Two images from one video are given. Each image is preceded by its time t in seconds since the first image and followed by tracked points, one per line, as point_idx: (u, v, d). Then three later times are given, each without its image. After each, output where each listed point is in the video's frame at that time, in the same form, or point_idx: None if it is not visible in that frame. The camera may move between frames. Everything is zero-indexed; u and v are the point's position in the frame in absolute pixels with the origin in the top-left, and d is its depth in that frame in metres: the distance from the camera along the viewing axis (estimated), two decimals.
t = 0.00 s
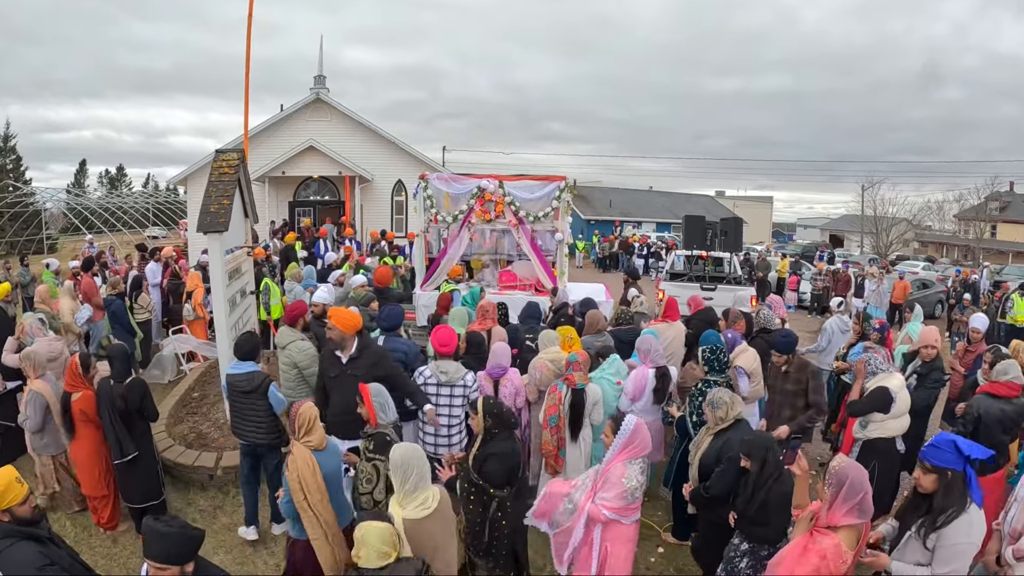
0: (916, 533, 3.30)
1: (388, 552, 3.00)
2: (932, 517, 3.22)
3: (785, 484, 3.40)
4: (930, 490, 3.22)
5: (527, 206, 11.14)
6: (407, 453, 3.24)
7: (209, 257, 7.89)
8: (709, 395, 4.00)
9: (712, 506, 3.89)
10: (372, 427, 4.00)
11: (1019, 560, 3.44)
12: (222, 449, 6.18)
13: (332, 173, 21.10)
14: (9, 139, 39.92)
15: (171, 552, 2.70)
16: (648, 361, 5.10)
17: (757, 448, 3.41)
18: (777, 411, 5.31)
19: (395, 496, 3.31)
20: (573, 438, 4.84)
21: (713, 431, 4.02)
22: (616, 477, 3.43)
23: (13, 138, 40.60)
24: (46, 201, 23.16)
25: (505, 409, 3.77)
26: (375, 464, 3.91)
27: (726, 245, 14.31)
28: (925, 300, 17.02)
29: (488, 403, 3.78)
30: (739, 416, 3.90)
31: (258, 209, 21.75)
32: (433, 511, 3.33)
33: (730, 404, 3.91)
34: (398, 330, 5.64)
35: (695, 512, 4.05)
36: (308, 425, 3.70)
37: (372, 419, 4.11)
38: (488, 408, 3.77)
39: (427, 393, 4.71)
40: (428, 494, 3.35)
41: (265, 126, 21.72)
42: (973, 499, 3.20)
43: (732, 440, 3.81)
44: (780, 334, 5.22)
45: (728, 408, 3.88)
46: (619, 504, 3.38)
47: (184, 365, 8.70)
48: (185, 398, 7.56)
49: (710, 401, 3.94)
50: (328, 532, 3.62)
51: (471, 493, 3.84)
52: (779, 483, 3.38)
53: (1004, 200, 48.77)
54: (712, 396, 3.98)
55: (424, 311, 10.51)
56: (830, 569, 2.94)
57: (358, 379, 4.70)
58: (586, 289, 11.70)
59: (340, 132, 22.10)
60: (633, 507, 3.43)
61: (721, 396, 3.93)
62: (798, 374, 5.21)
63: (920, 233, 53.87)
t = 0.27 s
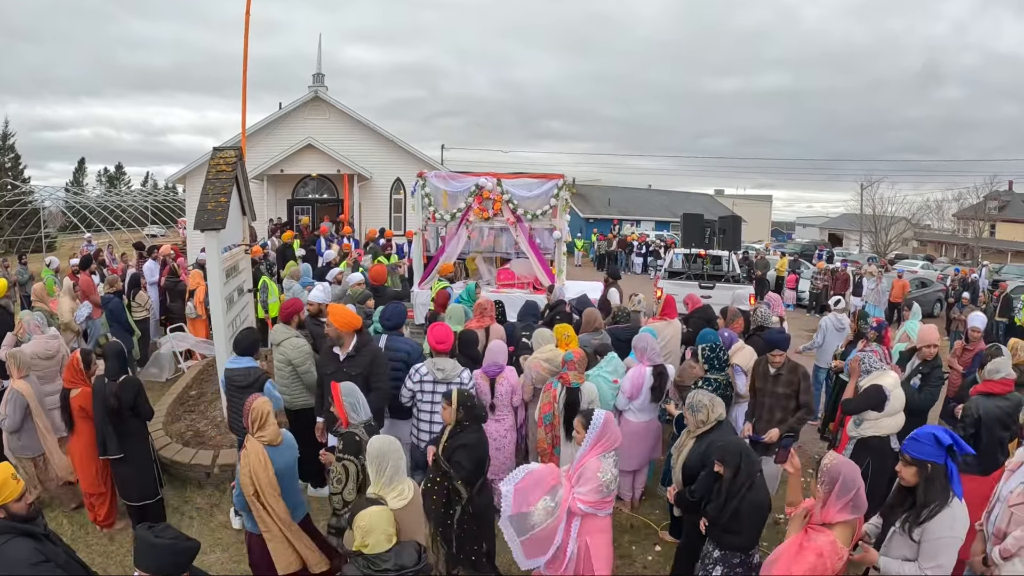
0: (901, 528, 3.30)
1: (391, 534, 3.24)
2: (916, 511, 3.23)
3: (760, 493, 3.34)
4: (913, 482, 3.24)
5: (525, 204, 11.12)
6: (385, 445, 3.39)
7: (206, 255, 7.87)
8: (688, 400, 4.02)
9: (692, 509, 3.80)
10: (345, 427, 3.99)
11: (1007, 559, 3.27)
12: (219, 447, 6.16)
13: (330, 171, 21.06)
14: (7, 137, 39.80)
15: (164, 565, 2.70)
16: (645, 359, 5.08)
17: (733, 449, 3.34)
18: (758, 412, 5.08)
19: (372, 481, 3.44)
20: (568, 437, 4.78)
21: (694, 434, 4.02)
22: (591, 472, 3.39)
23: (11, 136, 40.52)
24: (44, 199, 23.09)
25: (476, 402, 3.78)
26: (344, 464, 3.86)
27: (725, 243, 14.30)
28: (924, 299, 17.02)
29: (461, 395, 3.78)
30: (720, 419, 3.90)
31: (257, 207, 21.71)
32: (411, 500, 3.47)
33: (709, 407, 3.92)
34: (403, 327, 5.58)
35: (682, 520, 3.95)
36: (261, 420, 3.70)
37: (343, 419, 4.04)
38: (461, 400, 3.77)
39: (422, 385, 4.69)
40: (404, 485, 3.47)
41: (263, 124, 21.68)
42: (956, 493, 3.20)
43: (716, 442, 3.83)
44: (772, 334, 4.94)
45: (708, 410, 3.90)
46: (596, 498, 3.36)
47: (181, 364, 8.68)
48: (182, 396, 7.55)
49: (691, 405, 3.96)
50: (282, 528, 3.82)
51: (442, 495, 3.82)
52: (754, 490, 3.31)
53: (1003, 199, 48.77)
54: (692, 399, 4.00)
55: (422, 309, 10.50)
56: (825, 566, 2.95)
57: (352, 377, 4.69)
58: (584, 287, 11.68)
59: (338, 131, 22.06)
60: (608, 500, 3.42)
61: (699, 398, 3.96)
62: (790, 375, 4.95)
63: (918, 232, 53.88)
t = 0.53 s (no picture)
0: (881, 515, 3.34)
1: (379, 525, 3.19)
2: (894, 498, 3.26)
3: (736, 494, 3.38)
4: (888, 470, 3.27)
5: (525, 203, 11.12)
6: (359, 434, 3.36)
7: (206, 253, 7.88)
8: (671, 408, 3.94)
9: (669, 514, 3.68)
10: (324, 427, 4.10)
11: (984, 556, 3.39)
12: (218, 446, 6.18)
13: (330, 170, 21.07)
14: (8, 135, 39.83)
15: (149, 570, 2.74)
16: (644, 358, 5.09)
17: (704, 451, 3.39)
18: (745, 424, 4.74)
19: (348, 474, 3.39)
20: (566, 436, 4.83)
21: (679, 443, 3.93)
22: (564, 458, 3.77)
23: (10, 134, 40.50)
24: (44, 198, 23.08)
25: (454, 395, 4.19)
26: (324, 463, 3.87)
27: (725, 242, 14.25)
28: (923, 298, 17.02)
29: (439, 389, 4.14)
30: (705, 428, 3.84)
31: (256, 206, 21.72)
32: (387, 489, 3.39)
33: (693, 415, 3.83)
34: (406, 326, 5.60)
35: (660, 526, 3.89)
36: (227, 416, 3.79)
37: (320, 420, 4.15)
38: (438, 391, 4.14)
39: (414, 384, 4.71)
40: (382, 471, 3.42)
41: (263, 123, 21.67)
42: (932, 478, 3.22)
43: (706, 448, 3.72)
44: (774, 340, 4.52)
45: (692, 419, 3.82)
46: (571, 483, 3.74)
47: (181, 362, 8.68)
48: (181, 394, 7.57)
49: (674, 415, 3.88)
50: (242, 525, 3.88)
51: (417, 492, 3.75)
52: (729, 491, 3.36)
53: (1003, 198, 48.76)
54: (675, 409, 3.91)
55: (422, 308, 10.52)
56: (823, 561, 2.97)
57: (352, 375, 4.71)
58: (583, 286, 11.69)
59: (338, 129, 22.05)
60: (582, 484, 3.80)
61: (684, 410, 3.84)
62: (788, 386, 4.59)
63: (918, 231, 53.95)
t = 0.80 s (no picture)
0: (868, 502, 3.33)
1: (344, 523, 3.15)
2: (880, 485, 3.26)
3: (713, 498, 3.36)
4: (877, 459, 3.26)
5: (525, 201, 11.11)
6: (322, 430, 3.44)
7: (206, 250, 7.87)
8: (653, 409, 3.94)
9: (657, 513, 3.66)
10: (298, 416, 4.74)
11: (971, 550, 3.43)
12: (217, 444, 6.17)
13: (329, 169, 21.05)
14: (8, 133, 39.81)
15: None
16: (644, 355, 5.13)
17: (683, 457, 3.34)
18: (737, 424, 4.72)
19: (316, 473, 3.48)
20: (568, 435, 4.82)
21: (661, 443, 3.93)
22: (552, 446, 3.92)
23: (9, 132, 40.40)
24: (44, 196, 23.04)
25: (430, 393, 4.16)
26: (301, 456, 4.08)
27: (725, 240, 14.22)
28: (922, 297, 17.02)
29: (416, 386, 4.13)
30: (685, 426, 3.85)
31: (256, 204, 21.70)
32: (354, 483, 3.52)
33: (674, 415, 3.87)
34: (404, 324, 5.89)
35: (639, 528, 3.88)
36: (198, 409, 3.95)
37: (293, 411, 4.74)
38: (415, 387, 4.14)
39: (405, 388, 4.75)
40: (348, 466, 3.53)
41: (262, 121, 21.65)
42: (918, 467, 3.22)
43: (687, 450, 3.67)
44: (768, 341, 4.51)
45: (674, 418, 3.85)
46: (561, 470, 3.88)
47: (180, 361, 8.66)
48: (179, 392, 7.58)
49: (656, 414, 3.89)
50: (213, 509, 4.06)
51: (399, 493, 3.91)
52: (704, 498, 3.32)
53: (1003, 198, 48.74)
54: (655, 408, 3.93)
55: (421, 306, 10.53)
56: (807, 562, 2.96)
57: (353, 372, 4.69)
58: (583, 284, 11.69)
59: (338, 128, 22.02)
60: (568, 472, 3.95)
61: (664, 410, 3.87)
62: (783, 389, 4.57)
63: (918, 230, 53.95)
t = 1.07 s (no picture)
0: (861, 497, 3.34)
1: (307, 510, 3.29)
2: (874, 480, 3.26)
3: (679, 504, 3.59)
4: (874, 455, 3.26)
5: (525, 199, 11.11)
6: (263, 432, 3.43)
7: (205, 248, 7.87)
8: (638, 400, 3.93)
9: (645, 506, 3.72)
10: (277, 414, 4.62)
11: (960, 554, 3.41)
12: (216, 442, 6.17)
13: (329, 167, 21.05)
14: (8, 132, 39.82)
15: None
16: (644, 354, 5.12)
17: (647, 462, 3.56)
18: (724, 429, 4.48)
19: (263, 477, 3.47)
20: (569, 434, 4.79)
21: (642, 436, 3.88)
22: (549, 444, 3.92)
23: (8, 131, 40.38)
24: (43, 195, 23.02)
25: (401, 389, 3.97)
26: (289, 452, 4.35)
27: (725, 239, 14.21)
28: (922, 297, 17.02)
29: (387, 387, 3.92)
30: (667, 423, 3.81)
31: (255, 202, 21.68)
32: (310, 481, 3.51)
33: (658, 409, 3.85)
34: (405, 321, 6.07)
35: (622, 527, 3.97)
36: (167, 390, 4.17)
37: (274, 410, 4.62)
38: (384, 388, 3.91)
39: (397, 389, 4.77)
40: (293, 464, 3.52)
41: (262, 119, 21.63)
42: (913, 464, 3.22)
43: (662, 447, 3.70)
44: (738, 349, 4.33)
45: (654, 412, 3.84)
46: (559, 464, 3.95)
47: (179, 359, 8.64)
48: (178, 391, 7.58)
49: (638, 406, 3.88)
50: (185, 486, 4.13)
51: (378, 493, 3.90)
52: (664, 505, 3.55)
53: (1002, 197, 48.72)
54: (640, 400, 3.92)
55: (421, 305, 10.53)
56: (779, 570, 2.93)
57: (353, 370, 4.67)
58: (583, 282, 11.68)
59: (338, 126, 22.01)
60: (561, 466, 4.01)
61: (650, 402, 3.87)
62: (766, 396, 4.34)
63: (918, 230, 53.96)
